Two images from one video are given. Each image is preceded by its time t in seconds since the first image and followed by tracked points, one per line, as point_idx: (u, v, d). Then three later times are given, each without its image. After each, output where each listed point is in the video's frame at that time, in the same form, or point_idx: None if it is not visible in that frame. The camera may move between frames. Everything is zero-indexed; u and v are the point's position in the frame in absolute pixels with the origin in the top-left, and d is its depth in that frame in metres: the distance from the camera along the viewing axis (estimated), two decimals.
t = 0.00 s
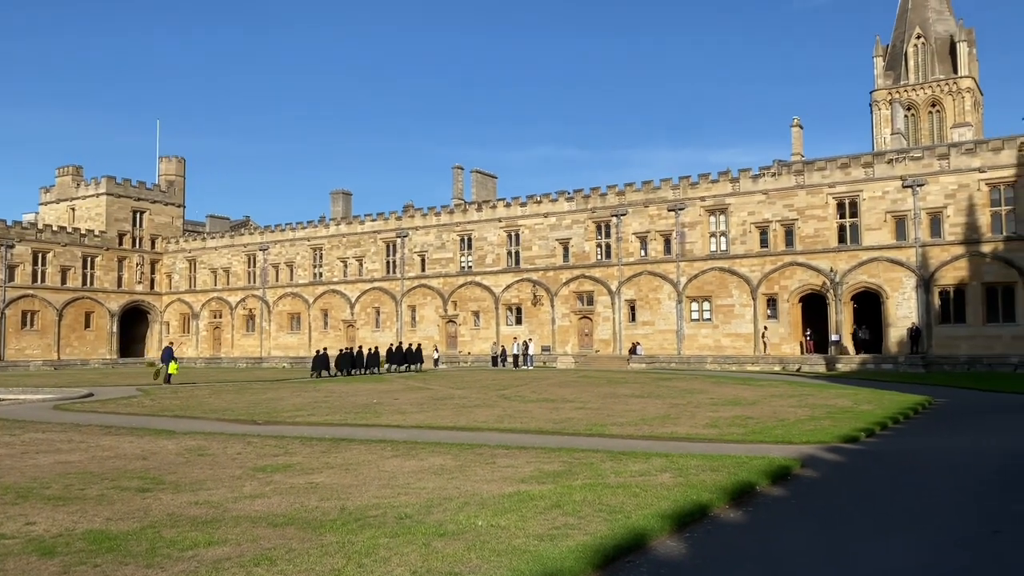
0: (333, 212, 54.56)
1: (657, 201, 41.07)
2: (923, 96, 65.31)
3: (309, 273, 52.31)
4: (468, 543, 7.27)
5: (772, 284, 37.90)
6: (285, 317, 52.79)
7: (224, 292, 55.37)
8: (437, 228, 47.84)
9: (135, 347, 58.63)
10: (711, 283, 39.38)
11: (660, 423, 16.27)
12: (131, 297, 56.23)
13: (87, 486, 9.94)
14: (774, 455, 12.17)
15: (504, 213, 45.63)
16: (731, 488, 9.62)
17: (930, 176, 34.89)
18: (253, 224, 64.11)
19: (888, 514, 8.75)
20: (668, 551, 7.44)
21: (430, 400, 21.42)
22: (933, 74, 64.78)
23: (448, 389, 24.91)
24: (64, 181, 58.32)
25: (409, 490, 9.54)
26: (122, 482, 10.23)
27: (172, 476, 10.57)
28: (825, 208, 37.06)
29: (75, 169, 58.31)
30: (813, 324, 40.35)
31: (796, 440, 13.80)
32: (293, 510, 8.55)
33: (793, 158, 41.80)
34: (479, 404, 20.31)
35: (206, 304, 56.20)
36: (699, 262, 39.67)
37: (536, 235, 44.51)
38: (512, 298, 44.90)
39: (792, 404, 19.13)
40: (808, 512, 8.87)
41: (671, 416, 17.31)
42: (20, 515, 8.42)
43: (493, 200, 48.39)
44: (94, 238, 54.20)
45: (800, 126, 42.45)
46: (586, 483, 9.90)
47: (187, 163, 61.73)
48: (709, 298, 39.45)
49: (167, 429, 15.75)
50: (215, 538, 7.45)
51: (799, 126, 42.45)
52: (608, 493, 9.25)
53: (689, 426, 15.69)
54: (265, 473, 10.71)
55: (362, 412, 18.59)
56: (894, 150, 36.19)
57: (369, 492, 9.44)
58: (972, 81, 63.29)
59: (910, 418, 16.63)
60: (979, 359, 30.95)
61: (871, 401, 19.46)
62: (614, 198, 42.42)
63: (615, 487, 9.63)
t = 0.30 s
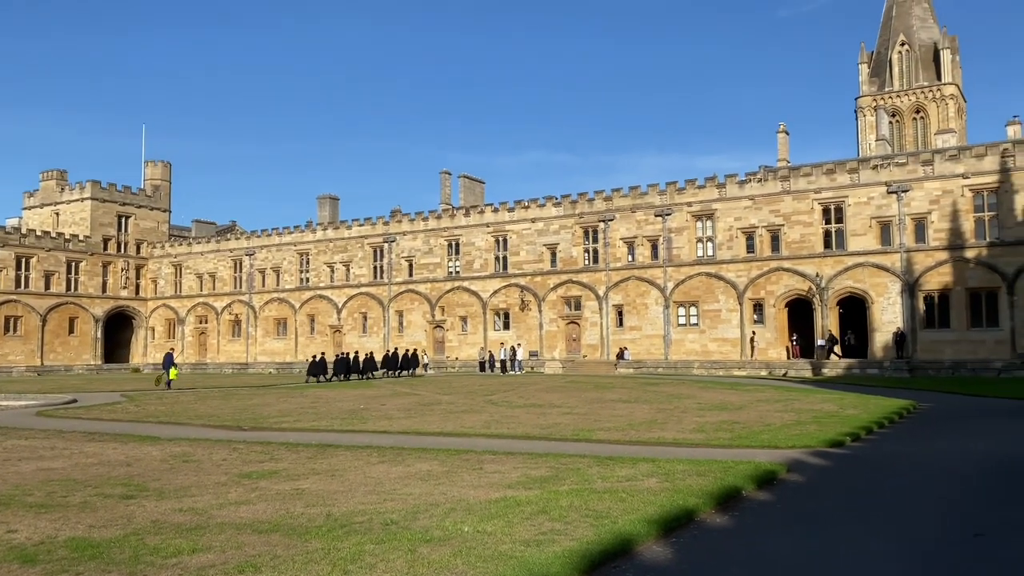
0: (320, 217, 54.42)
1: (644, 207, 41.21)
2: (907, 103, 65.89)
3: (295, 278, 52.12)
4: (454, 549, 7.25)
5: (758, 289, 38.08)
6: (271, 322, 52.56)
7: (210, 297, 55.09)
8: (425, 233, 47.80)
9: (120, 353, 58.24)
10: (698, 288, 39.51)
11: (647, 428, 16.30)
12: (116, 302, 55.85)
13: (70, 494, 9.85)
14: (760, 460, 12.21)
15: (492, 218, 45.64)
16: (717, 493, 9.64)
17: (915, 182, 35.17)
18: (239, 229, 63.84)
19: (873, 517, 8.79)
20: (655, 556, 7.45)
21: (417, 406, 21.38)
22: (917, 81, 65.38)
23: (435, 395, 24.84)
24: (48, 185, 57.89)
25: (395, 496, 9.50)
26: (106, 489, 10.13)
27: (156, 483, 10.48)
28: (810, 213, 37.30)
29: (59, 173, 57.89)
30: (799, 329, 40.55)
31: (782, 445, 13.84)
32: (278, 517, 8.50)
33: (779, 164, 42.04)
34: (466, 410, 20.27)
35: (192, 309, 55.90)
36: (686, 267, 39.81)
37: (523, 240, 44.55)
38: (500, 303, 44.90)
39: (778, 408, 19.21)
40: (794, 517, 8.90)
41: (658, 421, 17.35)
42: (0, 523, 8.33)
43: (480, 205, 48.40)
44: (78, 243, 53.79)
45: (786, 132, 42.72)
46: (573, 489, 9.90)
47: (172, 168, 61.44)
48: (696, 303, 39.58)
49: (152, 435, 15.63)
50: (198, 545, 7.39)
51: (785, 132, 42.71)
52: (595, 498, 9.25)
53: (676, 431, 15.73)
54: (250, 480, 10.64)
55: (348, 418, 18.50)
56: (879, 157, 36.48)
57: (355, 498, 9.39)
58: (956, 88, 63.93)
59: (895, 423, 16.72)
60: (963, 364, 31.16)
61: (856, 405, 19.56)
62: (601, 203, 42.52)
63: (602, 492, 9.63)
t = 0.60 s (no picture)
0: (305, 225, 54.25)
1: (630, 215, 41.37)
2: (889, 113, 66.58)
3: (280, 286, 51.90)
4: (439, 559, 7.23)
5: (743, 297, 38.26)
6: (256, 331, 52.30)
7: (194, 305, 54.77)
8: (411, 241, 47.75)
9: (102, 361, 57.75)
10: (683, 296, 39.67)
11: (632, 436, 16.33)
12: (98, 311, 55.39)
13: (50, 504, 9.74)
14: (745, 468, 12.26)
15: (478, 226, 45.66)
16: (701, 501, 9.65)
17: (897, 191, 35.51)
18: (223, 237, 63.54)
19: (856, 524, 8.83)
20: (640, 565, 7.45)
21: (402, 414, 21.28)
22: (899, 91, 66.08)
23: (421, 404, 24.77)
24: (30, 193, 57.43)
25: (379, 506, 9.46)
26: (86, 500, 10.03)
27: (138, 493, 10.39)
28: (794, 222, 37.55)
29: (41, 181, 57.45)
30: (783, 336, 40.74)
31: (766, 452, 13.90)
32: (261, 527, 8.45)
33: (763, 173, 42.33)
34: (452, 418, 20.22)
35: (175, 317, 55.55)
36: (671, 275, 39.95)
37: (509, 248, 44.59)
38: (486, 311, 44.87)
39: (762, 416, 19.29)
40: (778, 524, 8.93)
41: (643, 429, 17.38)
42: None
43: (466, 213, 48.41)
44: (60, 251, 53.35)
45: (769, 141, 43.06)
46: (558, 497, 9.89)
47: (156, 176, 61.12)
48: (681, 311, 39.73)
49: (134, 445, 15.49)
50: (180, 555, 7.34)
51: (769, 142, 43.05)
52: (580, 507, 9.25)
53: (661, 439, 15.76)
54: (233, 489, 10.57)
55: (333, 427, 18.41)
56: (862, 166, 36.81)
57: (339, 508, 9.35)
58: (937, 98, 64.68)
59: (879, 430, 16.81)
60: (945, 371, 31.41)
61: (840, 413, 19.68)
62: (587, 211, 42.63)
63: (587, 501, 9.63)
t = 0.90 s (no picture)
0: (293, 233, 54.10)
1: (618, 223, 41.49)
2: (875, 122, 67.14)
3: (267, 294, 51.71)
4: (426, 568, 7.21)
5: (731, 305, 38.40)
6: (243, 339, 52.09)
7: (180, 313, 54.47)
8: (399, 249, 47.69)
9: (87, 370, 57.32)
10: (671, 304, 39.78)
11: (620, 444, 16.34)
12: (84, 319, 55.02)
13: (33, 515, 9.64)
14: (732, 476, 12.28)
15: (467, 234, 45.67)
16: (689, 509, 9.66)
17: (882, 200, 35.78)
18: (210, 245, 63.29)
19: (843, 532, 8.86)
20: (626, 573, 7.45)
21: (390, 423, 21.22)
22: (885, 101, 66.65)
23: (408, 412, 24.71)
24: (15, 200, 57.05)
25: (366, 515, 9.43)
26: (70, 510, 9.94)
27: (123, 503, 10.30)
28: (781, 230, 37.76)
29: (27, 188, 57.10)
30: (771, 344, 40.89)
31: (753, 460, 13.94)
32: (247, 537, 8.40)
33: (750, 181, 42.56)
34: (440, 427, 20.18)
35: (161, 326, 55.23)
36: (659, 283, 40.08)
37: (498, 256, 44.60)
38: (474, 319, 44.84)
39: (749, 424, 19.35)
40: (764, 532, 8.95)
41: (631, 437, 17.40)
42: None
43: (455, 221, 48.43)
44: (45, 259, 52.97)
45: (756, 150, 43.31)
46: (546, 506, 9.88)
47: (143, 184, 60.84)
48: (669, 319, 39.83)
49: (120, 454, 15.38)
50: (165, 566, 7.28)
51: (756, 151, 43.31)
52: (568, 515, 9.24)
53: (649, 447, 15.79)
54: (219, 499, 10.50)
55: (320, 436, 18.33)
56: (847, 175, 37.10)
57: (326, 518, 9.31)
58: (922, 108, 65.29)
59: (865, 438, 16.90)
60: (931, 379, 31.59)
61: (827, 421, 19.75)
62: (575, 219, 42.72)
63: (574, 509, 9.63)
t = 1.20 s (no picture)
0: (280, 239, 53.91)
1: (606, 231, 41.59)
2: (861, 131, 67.68)
3: (254, 301, 51.47)
4: None
5: (718, 312, 38.52)
6: (229, 346, 51.81)
7: (166, 320, 54.15)
8: (387, 256, 47.60)
9: (71, 377, 56.84)
10: (658, 311, 39.86)
11: (608, 451, 16.34)
12: (68, 326, 54.60)
13: (16, 525, 9.53)
14: (719, 483, 12.30)
15: (455, 241, 45.64)
16: (676, 517, 9.66)
17: (869, 208, 36.05)
18: (197, 251, 62.99)
19: (829, 539, 8.88)
20: None
21: (377, 431, 21.13)
22: (870, 110, 67.22)
23: (395, 420, 24.60)
24: None
25: (353, 524, 9.38)
26: (53, 519, 9.83)
27: (106, 512, 10.20)
28: (768, 238, 37.95)
29: (11, 194, 56.69)
30: (758, 351, 41.01)
31: (741, 467, 13.97)
32: (232, 545, 8.34)
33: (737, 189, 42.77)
34: (428, 435, 20.11)
35: (147, 333, 54.89)
36: (647, 290, 40.18)
37: (486, 263, 44.59)
38: (462, 326, 44.80)
39: (737, 431, 19.39)
40: (751, 540, 8.96)
41: (619, 444, 17.39)
42: None
43: (443, 228, 48.40)
44: (29, 265, 52.53)
45: (743, 159, 43.55)
46: (533, 514, 9.86)
47: (129, 190, 60.50)
48: (657, 326, 39.91)
49: (104, 462, 15.24)
50: None
51: (743, 159, 43.54)
52: (555, 523, 9.23)
53: (636, 454, 15.79)
54: (204, 508, 10.42)
55: (307, 444, 18.22)
56: (834, 184, 37.34)
57: (312, 526, 9.26)
58: (907, 117, 65.90)
59: (851, 445, 16.97)
60: (917, 387, 31.76)
61: (814, 428, 19.82)
62: (563, 227, 42.78)
63: (562, 517, 9.61)
